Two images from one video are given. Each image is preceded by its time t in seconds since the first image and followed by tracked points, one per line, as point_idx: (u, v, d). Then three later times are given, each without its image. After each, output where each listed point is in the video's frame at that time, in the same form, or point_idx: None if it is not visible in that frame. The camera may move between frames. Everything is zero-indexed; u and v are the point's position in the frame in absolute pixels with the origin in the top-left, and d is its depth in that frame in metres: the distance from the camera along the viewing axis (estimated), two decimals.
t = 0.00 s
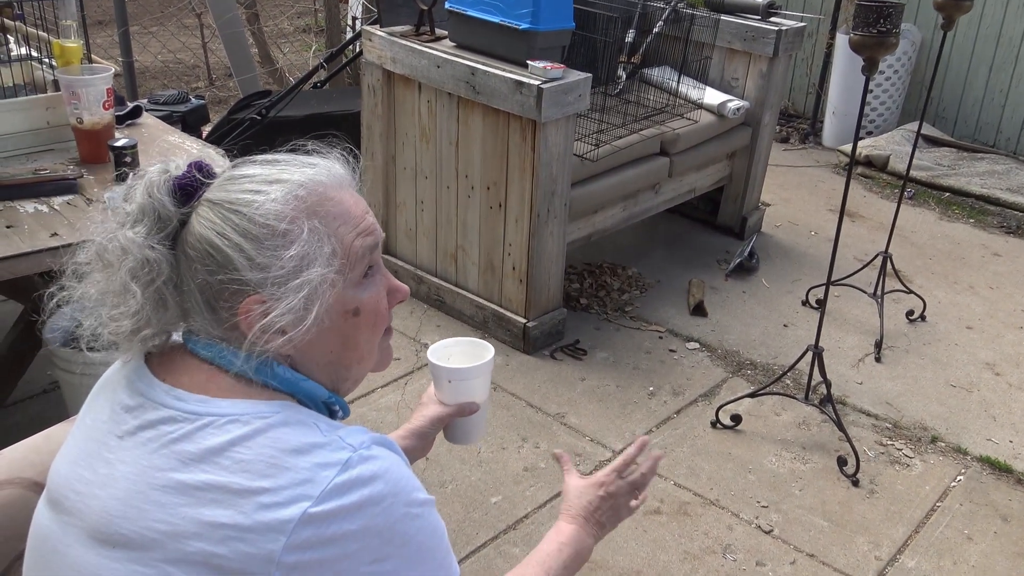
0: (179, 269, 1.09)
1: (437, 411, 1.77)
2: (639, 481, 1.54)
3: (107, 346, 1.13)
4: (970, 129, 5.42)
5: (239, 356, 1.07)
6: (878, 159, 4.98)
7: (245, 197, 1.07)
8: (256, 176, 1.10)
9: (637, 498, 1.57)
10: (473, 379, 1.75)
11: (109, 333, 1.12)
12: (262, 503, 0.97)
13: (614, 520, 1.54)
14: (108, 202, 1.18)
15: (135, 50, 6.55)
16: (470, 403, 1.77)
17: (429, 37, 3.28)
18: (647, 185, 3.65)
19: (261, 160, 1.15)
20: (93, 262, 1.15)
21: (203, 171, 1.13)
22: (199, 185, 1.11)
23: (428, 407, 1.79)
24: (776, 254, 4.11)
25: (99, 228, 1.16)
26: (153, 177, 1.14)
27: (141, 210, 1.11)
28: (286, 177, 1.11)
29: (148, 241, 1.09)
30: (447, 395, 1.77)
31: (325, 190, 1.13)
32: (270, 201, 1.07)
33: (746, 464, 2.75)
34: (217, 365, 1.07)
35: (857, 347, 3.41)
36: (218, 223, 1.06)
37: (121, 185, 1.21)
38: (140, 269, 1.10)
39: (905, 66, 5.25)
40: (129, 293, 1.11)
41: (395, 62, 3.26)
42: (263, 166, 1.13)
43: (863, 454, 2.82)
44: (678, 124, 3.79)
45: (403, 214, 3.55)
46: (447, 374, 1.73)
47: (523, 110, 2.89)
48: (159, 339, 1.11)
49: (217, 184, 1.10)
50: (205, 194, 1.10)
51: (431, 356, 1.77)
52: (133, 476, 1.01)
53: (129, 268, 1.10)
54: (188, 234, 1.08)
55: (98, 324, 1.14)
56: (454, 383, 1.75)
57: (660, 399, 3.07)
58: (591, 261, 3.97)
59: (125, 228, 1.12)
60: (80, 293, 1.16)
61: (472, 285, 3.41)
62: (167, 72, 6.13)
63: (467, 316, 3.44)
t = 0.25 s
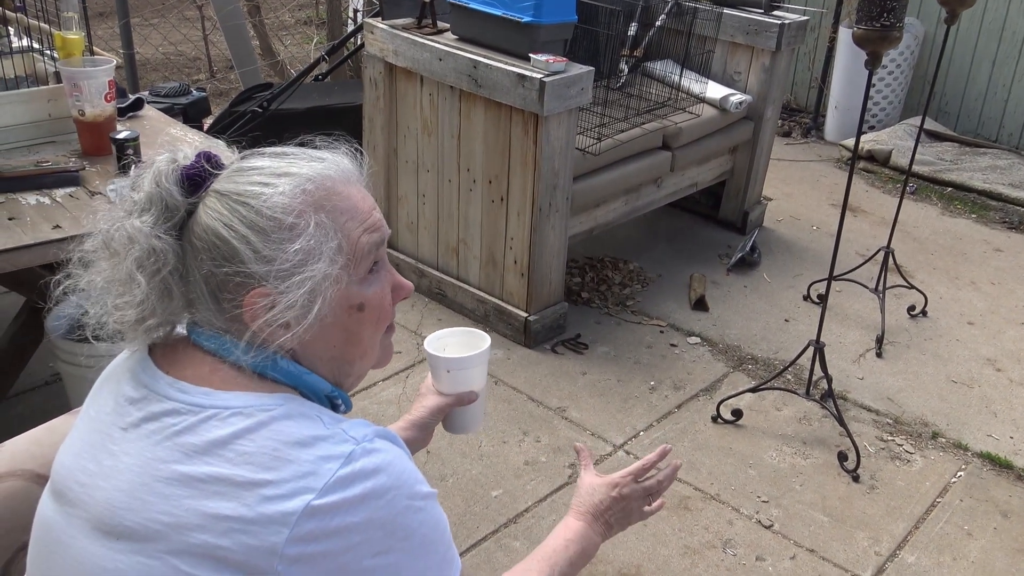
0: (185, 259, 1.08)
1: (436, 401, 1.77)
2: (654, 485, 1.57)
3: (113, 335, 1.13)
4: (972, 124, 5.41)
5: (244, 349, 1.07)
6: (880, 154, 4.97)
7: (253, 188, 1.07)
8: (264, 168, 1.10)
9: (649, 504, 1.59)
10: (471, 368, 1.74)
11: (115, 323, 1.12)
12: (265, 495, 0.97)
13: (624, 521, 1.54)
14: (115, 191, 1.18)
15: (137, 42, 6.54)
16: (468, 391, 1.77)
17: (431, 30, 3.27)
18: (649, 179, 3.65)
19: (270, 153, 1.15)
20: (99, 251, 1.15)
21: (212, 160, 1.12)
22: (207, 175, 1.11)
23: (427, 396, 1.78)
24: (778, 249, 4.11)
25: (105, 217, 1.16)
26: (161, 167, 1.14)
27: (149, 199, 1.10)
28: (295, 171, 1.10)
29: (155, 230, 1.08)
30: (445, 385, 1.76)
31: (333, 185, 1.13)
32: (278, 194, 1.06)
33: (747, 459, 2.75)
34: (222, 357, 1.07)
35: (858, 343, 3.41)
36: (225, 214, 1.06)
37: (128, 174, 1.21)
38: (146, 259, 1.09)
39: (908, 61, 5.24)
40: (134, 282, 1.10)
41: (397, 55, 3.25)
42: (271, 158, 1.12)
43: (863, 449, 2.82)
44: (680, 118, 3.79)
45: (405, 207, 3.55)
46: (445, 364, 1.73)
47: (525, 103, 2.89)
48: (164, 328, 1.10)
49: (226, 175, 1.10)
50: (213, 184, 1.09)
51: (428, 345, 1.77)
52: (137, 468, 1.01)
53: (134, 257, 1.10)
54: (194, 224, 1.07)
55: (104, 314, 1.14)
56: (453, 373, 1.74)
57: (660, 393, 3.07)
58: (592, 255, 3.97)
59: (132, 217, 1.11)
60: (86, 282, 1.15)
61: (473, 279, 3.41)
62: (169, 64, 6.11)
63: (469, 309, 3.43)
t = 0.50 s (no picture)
0: (190, 264, 1.09)
1: (441, 407, 1.77)
2: (651, 485, 1.57)
3: (118, 340, 1.14)
4: (977, 129, 5.40)
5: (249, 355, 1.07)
6: (885, 160, 4.97)
7: (259, 194, 1.07)
8: (270, 173, 1.10)
9: (647, 504, 1.59)
10: (475, 374, 1.74)
11: (120, 328, 1.13)
12: (270, 501, 0.97)
13: (625, 523, 1.54)
14: (121, 197, 1.19)
15: (142, 47, 6.57)
16: (473, 398, 1.77)
17: (436, 35, 3.28)
18: (653, 184, 3.65)
19: (275, 158, 1.15)
20: (104, 256, 1.15)
21: (217, 166, 1.13)
22: (213, 180, 1.11)
23: (432, 403, 1.79)
24: (783, 255, 4.11)
25: (111, 222, 1.16)
26: (166, 173, 1.15)
27: (154, 205, 1.11)
28: (300, 176, 1.11)
29: (161, 236, 1.09)
30: (449, 391, 1.76)
31: (339, 191, 1.13)
32: (284, 199, 1.07)
33: (752, 465, 2.74)
34: (227, 362, 1.08)
35: (863, 348, 3.40)
36: (231, 220, 1.06)
37: (134, 180, 1.21)
38: (152, 264, 1.09)
39: (913, 67, 5.24)
40: (139, 287, 1.11)
41: (402, 60, 3.26)
42: (276, 164, 1.13)
43: (868, 455, 2.81)
44: (685, 124, 3.79)
45: (409, 213, 3.55)
46: (450, 371, 1.73)
47: (530, 109, 2.89)
48: (169, 333, 1.11)
49: (232, 181, 1.10)
50: (218, 190, 1.10)
51: (433, 352, 1.77)
52: (142, 473, 1.01)
53: (140, 263, 1.10)
54: (200, 230, 1.08)
55: (109, 319, 1.14)
56: (457, 379, 1.74)
57: (665, 399, 3.07)
58: (597, 261, 3.97)
59: (138, 222, 1.12)
60: (91, 288, 1.16)
61: (477, 284, 3.41)
62: (174, 69, 6.14)
63: (473, 315, 3.44)
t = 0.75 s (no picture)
0: (190, 258, 1.09)
1: (442, 404, 1.77)
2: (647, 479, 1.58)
3: (118, 334, 1.14)
4: (979, 127, 5.39)
5: (248, 350, 1.06)
6: (887, 157, 4.97)
7: (260, 188, 1.07)
8: (270, 168, 1.10)
9: (647, 502, 1.60)
10: (475, 370, 1.74)
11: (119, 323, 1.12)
12: (268, 496, 0.97)
13: (626, 519, 1.54)
14: (120, 191, 1.19)
15: (144, 44, 6.56)
16: (474, 394, 1.77)
17: (438, 32, 3.28)
18: (655, 182, 3.65)
19: (276, 153, 1.15)
20: (104, 250, 1.15)
21: (217, 160, 1.12)
22: (213, 174, 1.11)
23: (432, 399, 1.78)
24: (784, 252, 4.11)
25: (111, 216, 1.16)
26: (166, 166, 1.14)
27: (154, 198, 1.11)
28: (301, 171, 1.10)
29: (160, 229, 1.08)
30: (449, 387, 1.76)
31: (340, 186, 1.13)
32: (284, 194, 1.07)
33: (753, 462, 2.74)
34: (225, 358, 1.07)
35: (864, 346, 3.40)
36: (231, 214, 1.06)
37: (133, 174, 1.21)
38: (152, 258, 1.09)
39: (916, 65, 5.22)
40: (139, 281, 1.11)
41: (403, 57, 3.26)
42: (277, 159, 1.13)
43: (870, 453, 2.81)
44: (686, 121, 3.78)
45: (410, 210, 3.55)
46: (449, 367, 1.72)
47: (531, 105, 2.89)
48: (168, 327, 1.11)
49: (232, 175, 1.10)
50: (218, 183, 1.09)
51: (433, 349, 1.77)
52: (140, 468, 1.01)
53: (140, 256, 1.10)
54: (199, 224, 1.07)
55: (108, 312, 1.14)
56: (457, 375, 1.74)
57: (666, 396, 3.06)
58: (598, 258, 3.97)
59: (138, 216, 1.12)
60: (90, 281, 1.16)
61: (478, 281, 3.41)
62: (176, 66, 6.13)
63: (474, 312, 3.44)
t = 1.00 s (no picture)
0: (190, 249, 1.08)
1: (444, 396, 1.76)
2: (650, 472, 1.58)
3: (119, 326, 1.13)
4: (983, 120, 5.38)
5: (248, 341, 1.06)
6: (890, 151, 4.96)
7: (259, 178, 1.06)
8: (271, 158, 1.09)
9: (650, 497, 1.59)
10: (478, 363, 1.74)
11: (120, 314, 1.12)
12: (270, 487, 0.97)
13: (627, 511, 1.53)
14: (120, 182, 1.18)
15: (146, 38, 6.56)
16: (477, 387, 1.76)
17: (440, 25, 3.27)
18: (657, 175, 3.64)
19: (276, 144, 1.14)
20: (104, 241, 1.15)
21: (217, 150, 1.12)
22: (213, 164, 1.10)
23: (434, 391, 1.78)
24: (787, 246, 4.10)
25: (110, 207, 1.16)
26: (166, 157, 1.14)
27: (154, 189, 1.10)
28: (301, 162, 1.10)
29: (161, 220, 1.08)
30: (452, 379, 1.76)
31: (340, 176, 1.12)
32: (284, 184, 1.06)
33: (755, 456, 2.74)
34: (227, 349, 1.07)
35: (867, 340, 3.39)
36: (231, 204, 1.05)
37: (133, 166, 1.21)
38: (152, 249, 1.09)
39: (919, 58, 5.21)
40: (139, 273, 1.10)
41: (405, 50, 3.25)
42: (278, 150, 1.12)
43: (873, 446, 2.80)
44: (689, 114, 3.77)
45: (412, 204, 3.54)
46: (453, 359, 1.72)
47: (533, 99, 2.88)
48: (169, 319, 1.10)
49: (232, 165, 1.10)
50: (219, 174, 1.09)
51: (437, 341, 1.77)
52: (142, 459, 1.01)
53: (140, 248, 1.09)
54: (199, 215, 1.07)
55: (108, 304, 1.13)
56: (461, 367, 1.74)
57: (668, 390, 3.06)
58: (600, 252, 3.96)
59: (138, 207, 1.11)
60: (91, 273, 1.15)
61: (480, 275, 3.40)
62: (178, 60, 6.13)
63: (476, 306, 3.43)
